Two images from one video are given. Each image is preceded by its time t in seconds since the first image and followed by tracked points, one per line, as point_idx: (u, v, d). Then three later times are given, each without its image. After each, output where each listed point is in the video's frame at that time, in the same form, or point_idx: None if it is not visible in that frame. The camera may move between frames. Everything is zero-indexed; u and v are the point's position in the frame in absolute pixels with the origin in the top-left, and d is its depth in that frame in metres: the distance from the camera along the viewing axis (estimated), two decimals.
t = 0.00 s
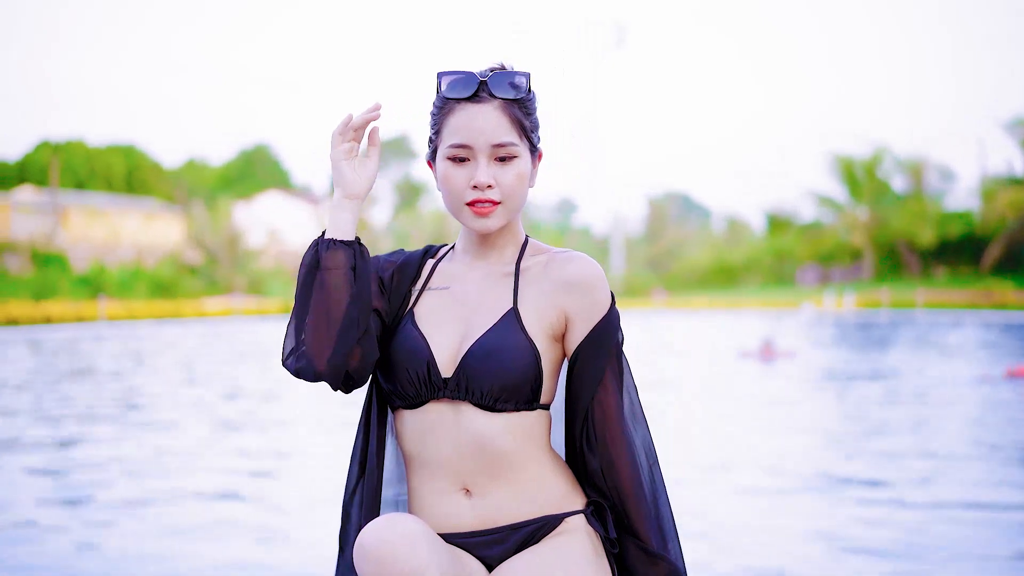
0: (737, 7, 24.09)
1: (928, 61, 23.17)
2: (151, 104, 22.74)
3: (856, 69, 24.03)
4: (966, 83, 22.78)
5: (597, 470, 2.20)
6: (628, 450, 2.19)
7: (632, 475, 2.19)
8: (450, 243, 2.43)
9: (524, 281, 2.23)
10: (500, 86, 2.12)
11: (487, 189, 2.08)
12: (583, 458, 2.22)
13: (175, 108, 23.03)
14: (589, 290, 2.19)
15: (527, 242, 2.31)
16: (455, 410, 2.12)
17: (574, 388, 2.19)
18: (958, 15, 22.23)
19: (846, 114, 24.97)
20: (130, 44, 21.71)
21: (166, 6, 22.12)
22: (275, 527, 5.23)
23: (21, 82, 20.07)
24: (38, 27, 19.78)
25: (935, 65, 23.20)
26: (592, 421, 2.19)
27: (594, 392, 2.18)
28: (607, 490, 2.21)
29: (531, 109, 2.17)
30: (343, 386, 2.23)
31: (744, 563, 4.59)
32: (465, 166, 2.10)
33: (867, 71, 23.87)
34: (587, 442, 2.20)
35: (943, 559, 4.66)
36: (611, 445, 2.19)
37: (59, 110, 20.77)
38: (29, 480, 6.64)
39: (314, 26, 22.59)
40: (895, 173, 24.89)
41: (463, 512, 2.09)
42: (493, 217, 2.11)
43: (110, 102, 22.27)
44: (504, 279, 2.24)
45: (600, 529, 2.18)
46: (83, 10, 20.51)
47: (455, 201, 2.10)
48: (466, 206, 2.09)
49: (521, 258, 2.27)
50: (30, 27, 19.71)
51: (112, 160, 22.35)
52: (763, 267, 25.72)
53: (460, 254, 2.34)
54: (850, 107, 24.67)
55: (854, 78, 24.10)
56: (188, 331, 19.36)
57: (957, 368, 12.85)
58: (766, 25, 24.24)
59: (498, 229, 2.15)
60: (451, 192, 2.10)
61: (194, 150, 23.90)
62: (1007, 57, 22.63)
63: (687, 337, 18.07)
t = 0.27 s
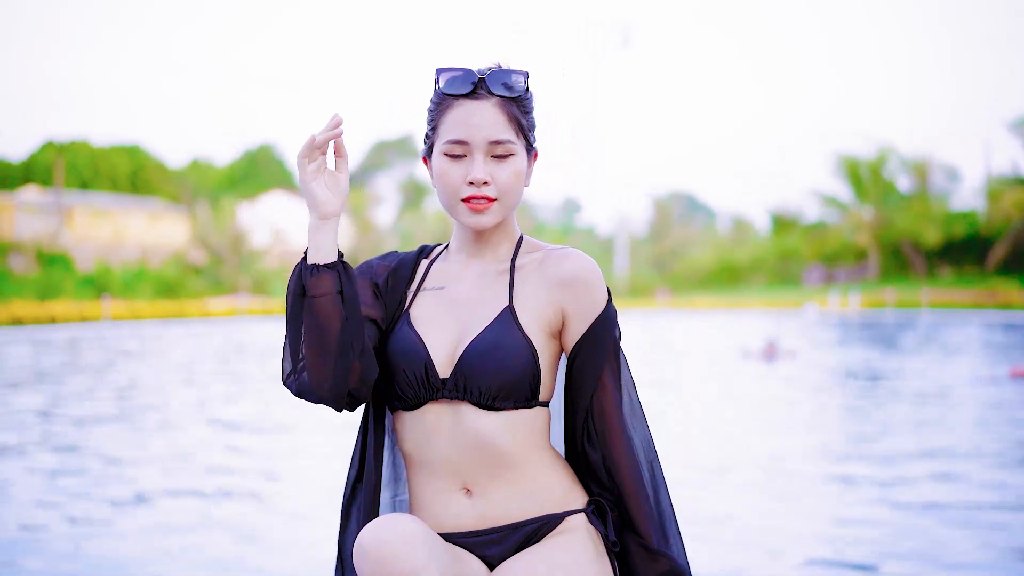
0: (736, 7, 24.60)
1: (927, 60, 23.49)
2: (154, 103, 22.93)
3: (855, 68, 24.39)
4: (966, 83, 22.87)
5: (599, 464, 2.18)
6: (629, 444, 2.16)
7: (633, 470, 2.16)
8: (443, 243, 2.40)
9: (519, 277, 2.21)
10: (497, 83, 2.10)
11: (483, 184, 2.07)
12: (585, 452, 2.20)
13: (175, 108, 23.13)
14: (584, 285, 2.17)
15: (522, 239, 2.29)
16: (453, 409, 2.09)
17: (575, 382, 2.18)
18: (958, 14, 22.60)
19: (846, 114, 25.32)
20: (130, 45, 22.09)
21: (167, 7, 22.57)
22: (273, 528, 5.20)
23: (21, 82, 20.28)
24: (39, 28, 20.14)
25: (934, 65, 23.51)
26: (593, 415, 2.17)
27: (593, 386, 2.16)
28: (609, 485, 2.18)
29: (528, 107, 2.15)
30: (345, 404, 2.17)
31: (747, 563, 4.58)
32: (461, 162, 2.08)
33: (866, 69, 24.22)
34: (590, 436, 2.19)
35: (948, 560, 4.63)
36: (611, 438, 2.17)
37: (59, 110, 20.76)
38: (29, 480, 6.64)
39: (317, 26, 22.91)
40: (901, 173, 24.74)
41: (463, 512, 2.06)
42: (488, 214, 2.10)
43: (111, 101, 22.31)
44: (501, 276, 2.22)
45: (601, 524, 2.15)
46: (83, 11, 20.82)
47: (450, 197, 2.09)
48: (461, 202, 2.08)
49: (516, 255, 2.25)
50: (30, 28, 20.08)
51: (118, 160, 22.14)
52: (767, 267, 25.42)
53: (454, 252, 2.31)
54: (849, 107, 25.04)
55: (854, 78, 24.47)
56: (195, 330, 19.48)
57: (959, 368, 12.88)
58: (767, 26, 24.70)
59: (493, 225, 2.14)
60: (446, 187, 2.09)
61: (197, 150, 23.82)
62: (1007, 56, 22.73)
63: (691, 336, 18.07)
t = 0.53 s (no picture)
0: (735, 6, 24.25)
1: (928, 60, 23.21)
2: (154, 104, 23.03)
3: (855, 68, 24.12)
4: (966, 82, 22.75)
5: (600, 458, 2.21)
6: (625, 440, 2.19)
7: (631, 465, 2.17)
8: (437, 243, 2.39)
9: (517, 274, 2.21)
10: (495, 82, 2.12)
11: (480, 182, 2.07)
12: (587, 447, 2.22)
13: (174, 108, 23.40)
14: (584, 281, 2.18)
15: (518, 237, 2.30)
16: (453, 410, 2.07)
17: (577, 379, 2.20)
18: (958, 15, 22.26)
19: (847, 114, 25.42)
20: (130, 44, 22.05)
21: (167, 7, 22.51)
22: (274, 529, 5.19)
23: (20, 82, 20.23)
24: (39, 27, 19.99)
25: (934, 65, 23.24)
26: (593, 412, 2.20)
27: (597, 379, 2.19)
28: (612, 480, 2.20)
29: (525, 106, 2.16)
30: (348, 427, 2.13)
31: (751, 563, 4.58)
32: (458, 160, 2.09)
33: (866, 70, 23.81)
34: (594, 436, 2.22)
35: (949, 559, 4.64)
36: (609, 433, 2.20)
37: (59, 110, 20.98)
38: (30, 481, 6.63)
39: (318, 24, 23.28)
40: (906, 172, 24.76)
41: (465, 512, 2.05)
42: (484, 211, 2.11)
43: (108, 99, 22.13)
44: (498, 274, 2.22)
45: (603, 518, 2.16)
46: (83, 11, 20.75)
47: (446, 194, 2.09)
48: (458, 199, 2.09)
49: (512, 254, 2.25)
50: (30, 28, 19.93)
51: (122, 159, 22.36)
52: (773, 267, 25.69)
53: (448, 253, 2.30)
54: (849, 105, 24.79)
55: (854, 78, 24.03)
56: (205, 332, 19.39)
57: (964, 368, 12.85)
58: (767, 26, 24.37)
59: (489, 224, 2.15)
60: (443, 185, 2.09)
61: (200, 150, 24.00)
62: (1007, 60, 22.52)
63: (697, 336, 18.05)
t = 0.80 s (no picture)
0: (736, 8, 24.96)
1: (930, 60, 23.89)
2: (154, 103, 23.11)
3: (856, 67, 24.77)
4: (966, 82, 23.16)
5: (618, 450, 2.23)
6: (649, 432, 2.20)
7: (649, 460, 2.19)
8: (435, 244, 2.38)
9: (517, 274, 2.20)
10: (496, 81, 2.11)
11: (479, 181, 2.07)
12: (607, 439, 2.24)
13: (174, 108, 23.48)
14: (585, 280, 2.17)
15: (516, 237, 2.28)
16: (455, 412, 2.06)
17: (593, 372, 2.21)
18: (958, 14, 23.07)
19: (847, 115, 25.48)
20: (129, 44, 22.56)
21: (166, 7, 23.06)
22: (276, 528, 5.21)
23: (21, 82, 20.29)
24: (38, 27, 20.39)
25: (935, 65, 23.83)
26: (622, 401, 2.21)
27: (622, 378, 2.22)
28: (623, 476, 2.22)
29: (525, 106, 2.16)
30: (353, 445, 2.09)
31: (749, 561, 4.59)
32: (457, 159, 2.08)
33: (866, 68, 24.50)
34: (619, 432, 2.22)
35: (947, 558, 4.66)
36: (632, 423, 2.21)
37: (59, 110, 20.69)
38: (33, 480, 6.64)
39: (320, 24, 23.41)
40: (911, 172, 24.48)
41: (468, 513, 2.04)
42: (483, 211, 2.10)
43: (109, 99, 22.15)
44: (497, 274, 2.21)
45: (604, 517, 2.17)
46: (82, 10, 21.17)
47: (445, 193, 2.09)
48: (457, 198, 2.08)
49: (511, 253, 2.24)
50: (30, 28, 20.31)
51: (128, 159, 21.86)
52: (779, 267, 25.44)
53: (447, 254, 2.30)
54: (849, 107, 25.08)
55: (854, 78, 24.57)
56: (212, 331, 19.46)
57: (965, 368, 12.88)
58: (767, 26, 25.13)
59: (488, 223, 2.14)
60: (441, 184, 2.09)
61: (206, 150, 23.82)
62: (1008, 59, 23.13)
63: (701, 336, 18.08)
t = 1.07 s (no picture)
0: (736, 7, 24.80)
1: (928, 59, 23.39)
2: (154, 103, 23.02)
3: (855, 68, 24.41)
4: (966, 83, 22.75)
5: (634, 450, 2.20)
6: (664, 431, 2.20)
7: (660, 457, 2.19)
8: (434, 244, 2.34)
9: (517, 274, 2.16)
10: (497, 79, 2.12)
11: (479, 179, 2.08)
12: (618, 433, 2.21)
13: (175, 108, 23.40)
14: (585, 278, 2.13)
15: (517, 234, 2.25)
16: (459, 413, 2.02)
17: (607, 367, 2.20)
18: (958, 14, 22.24)
19: (846, 114, 25.21)
20: (130, 44, 22.34)
21: (166, 7, 22.97)
22: (279, 529, 5.21)
23: (21, 82, 20.16)
24: (38, 27, 20.26)
25: (934, 65, 23.46)
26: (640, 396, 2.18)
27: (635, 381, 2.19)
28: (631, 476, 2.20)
29: (525, 105, 2.17)
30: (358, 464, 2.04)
31: (751, 561, 4.58)
32: (457, 157, 2.09)
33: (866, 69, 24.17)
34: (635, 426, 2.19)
35: (950, 558, 4.64)
36: (647, 418, 2.19)
37: (59, 110, 20.63)
38: (35, 481, 6.63)
39: (317, 24, 23.27)
40: (917, 172, 24.24)
41: (472, 513, 1.99)
42: (483, 209, 2.10)
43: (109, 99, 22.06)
44: (497, 273, 2.17)
45: (607, 511, 2.15)
46: (83, 11, 21.01)
47: (444, 191, 2.10)
48: (457, 196, 2.09)
49: (511, 251, 2.20)
50: (30, 28, 20.16)
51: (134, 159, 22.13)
52: (784, 267, 25.43)
53: (448, 254, 2.25)
54: (849, 106, 24.96)
55: (853, 78, 24.41)
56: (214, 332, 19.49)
57: (972, 368, 12.85)
58: (766, 26, 24.80)
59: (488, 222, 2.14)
60: (442, 182, 2.09)
61: (213, 151, 23.94)
62: (1007, 61, 22.24)
63: (706, 336, 18.08)
